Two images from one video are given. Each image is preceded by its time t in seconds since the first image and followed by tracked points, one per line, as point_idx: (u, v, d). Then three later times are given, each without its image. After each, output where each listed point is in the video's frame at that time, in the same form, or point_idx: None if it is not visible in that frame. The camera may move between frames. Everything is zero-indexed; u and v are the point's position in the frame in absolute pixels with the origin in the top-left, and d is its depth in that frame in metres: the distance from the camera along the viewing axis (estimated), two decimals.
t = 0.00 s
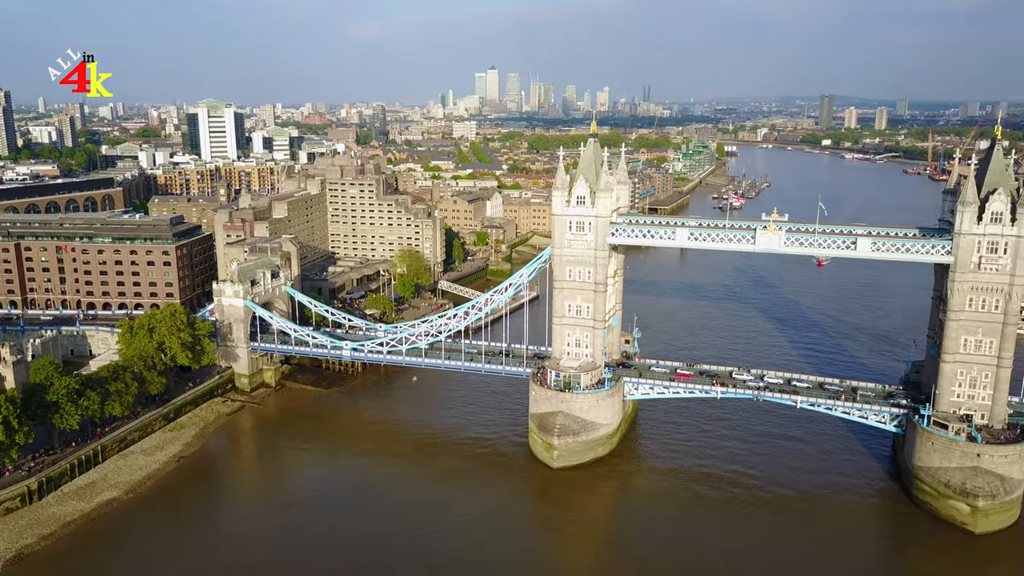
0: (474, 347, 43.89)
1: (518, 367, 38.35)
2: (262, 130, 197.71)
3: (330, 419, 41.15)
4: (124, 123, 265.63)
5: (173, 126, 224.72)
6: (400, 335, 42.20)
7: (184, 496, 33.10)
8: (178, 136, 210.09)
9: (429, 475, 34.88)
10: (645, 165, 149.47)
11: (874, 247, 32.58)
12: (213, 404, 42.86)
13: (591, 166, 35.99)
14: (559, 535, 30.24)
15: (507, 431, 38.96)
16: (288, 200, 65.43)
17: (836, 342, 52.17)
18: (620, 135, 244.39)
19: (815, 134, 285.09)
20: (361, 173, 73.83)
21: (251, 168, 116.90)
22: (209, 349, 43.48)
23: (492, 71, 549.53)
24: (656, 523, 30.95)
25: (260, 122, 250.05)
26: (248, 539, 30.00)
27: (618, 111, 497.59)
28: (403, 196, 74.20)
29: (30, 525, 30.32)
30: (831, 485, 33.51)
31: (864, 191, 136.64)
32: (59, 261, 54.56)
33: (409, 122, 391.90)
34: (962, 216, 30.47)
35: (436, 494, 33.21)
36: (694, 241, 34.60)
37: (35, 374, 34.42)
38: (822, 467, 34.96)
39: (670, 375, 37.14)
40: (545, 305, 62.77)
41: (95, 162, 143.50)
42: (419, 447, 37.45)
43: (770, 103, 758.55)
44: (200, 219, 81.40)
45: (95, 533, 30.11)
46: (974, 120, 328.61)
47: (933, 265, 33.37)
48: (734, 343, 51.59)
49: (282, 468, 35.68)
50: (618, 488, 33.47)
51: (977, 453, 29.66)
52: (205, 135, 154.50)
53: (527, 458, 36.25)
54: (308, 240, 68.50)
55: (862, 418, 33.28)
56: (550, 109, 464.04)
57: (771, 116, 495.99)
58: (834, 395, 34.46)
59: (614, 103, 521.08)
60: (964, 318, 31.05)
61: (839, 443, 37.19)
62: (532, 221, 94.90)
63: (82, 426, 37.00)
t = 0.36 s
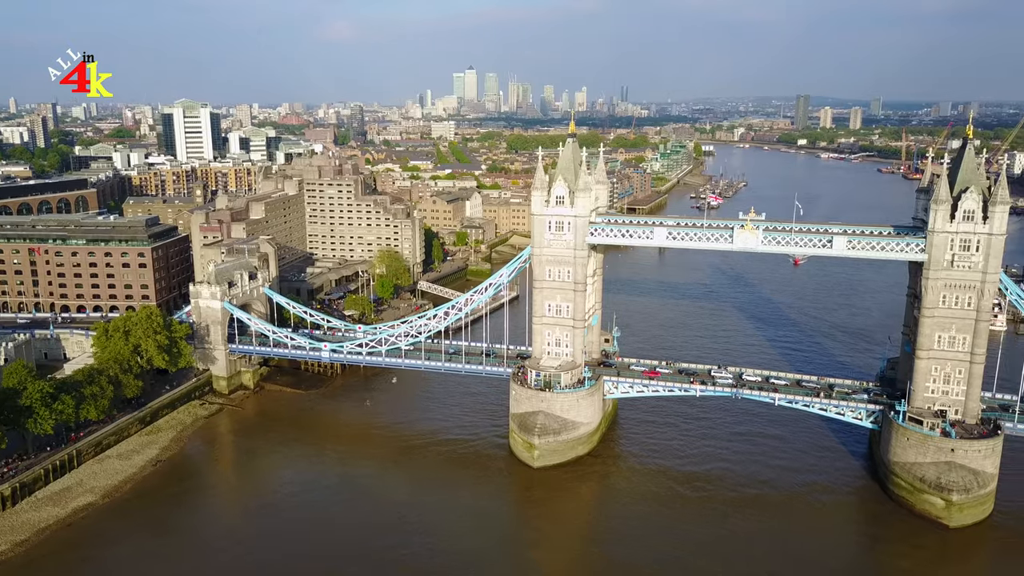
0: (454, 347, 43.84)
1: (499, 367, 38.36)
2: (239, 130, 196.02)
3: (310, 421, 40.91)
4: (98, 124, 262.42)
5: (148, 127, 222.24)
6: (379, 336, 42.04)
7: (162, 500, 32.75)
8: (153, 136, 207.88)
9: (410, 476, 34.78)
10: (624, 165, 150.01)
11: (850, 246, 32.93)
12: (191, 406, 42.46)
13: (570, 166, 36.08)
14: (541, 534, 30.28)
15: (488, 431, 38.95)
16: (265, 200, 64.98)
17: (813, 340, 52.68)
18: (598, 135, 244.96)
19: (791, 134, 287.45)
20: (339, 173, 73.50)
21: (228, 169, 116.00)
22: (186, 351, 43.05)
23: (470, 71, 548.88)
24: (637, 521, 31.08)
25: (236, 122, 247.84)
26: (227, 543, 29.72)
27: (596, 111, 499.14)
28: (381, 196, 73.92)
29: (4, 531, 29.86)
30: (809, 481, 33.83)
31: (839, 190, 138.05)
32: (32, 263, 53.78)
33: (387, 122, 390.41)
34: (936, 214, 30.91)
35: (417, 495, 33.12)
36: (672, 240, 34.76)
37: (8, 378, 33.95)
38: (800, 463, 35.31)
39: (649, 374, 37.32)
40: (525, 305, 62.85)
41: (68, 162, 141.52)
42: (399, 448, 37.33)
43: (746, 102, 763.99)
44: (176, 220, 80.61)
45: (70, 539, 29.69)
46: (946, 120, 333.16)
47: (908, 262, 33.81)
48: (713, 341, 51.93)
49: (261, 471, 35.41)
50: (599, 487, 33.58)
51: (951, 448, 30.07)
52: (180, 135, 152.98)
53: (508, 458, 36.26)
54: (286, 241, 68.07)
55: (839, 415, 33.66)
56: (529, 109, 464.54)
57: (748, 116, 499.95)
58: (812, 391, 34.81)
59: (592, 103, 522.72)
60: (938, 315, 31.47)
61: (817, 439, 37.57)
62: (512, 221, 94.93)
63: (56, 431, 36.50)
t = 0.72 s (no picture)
0: (431, 348, 43.75)
1: (477, 367, 38.35)
2: (212, 130, 194.03)
3: (286, 423, 40.63)
4: (68, 124, 258.37)
5: (119, 127, 219.14)
6: (356, 337, 41.84)
7: (136, 504, 32.36)
8: (125, 137, 205.25)
9: (388, 477, 34.62)
10: (600, 165, 150.45)
11: (824, 244, 33.30)
12: (165, 410, 41.98)
13: (547, 166, 36.12)
14: (520, 534, 30.32)
15: (466, 431, 38.92)
16: (239, 201, 64.42)
17: (788, 337, 53.22)
18: (573, 135, 245.35)
19: (765, 134, 289.72)
20: (314, 173, 73.04)
21: (202, 170, 114.88)
22: (160, 354, 42.55)
23: (446, 71, 547.87)
24: (616, 519, 31.21)
25: (209, 123, 245.27)
26: (204, 547, 29.43)
27: (572, 111, 500.07)
28: (358, 197, 73.55)
29: None
30: (785, 477, 34.12)
31: (813, 189, 139.50)
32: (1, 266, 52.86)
33: (362, 122, 388.30)
34: (907, 212, 31.34)
35: (395, 496, 33.01)
36: (649, 239, 34.93)
37: None
38: (776, 460, 35.67)
39: (626, 373, 37.48)
40: (503, 305, 62.89)
41: (37, 163, 139.20)
42: (377, 450, 37.17)
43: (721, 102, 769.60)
44: (149, 222, 79.65)
45: (42, 546, 29.24)
46: (916, 120, 337.76)
47: (880, 260, 34.27)
48: (690, 339, 52.28)
49: (237, 474, 35.11)
50: (578, 486, 33.69)
51: (923, 443, 30.52)
52: (152, 135, 151.07)
53: (486, 458, 36.25)
54: (261, 242, 67.52)
55: (814, 411, 34.03)
56: (505, 109, 464.43)
57: (722, 116, 503.69)
58: (787, 389, 35.16)
59: (568, 103, 523.82)
60: (910, 312, 31.91)
61: (792, 436, 37.97)
62: (489, 221, 94.86)
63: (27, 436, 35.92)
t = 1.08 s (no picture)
0: (409, 348, 43.60)
1: (454, 367, 38.28)
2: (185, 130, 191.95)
3: (262, 426, 40.30)
4: (37, 124, 254.23)
5: (90, 128, 215.98)
6: (332, 339, 41.58)
7: (110, 510, 31.93)
8: (96, 137, 202.40)
9: (366, 479, 34.47)
10: (576, 165, 150.83)
11: (798, 242, 33.61)
12: (138, 414, 41.46)
13: (523, 165, 36.13)
14: (498, 534, 30.31)
15: (445, 432, 38.83)
16: (213, 202, 63.80)
17: (763, 335, 53.70)
18: (549, 135, 245.59)
19: (739, 133, 291.94)
20: (289, 174, 72.54)
21: (175, 170, 113.64)
22: (133, 357, 42.02)
23: (422, 71, 546.26)
24: (594, 517, 31.31)
25: (182, 123, 242.51)
26: (179, 552, 29.11)
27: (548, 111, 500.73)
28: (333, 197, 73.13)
29: None
30: (761, 473, 34.42)
31: (786, 187, 140.89)
32: None
33: (337, 122, 386.06)
34: (879, 210, 31.74)
35: (373, 498, 32.85)
36: (625, 238, 35.06)
37: None
38: (753, 456, 35.97)
39: (604, 371, 37.61)
40: (480, 305, 62.84)
41: (6, 164, 136.85)
42: (355, 452, 36.97)
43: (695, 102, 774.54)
44: (121, 224, 78.64)
45: (13, 553, 28.76)
46: (887, 119, 342.12)
47: (852, 258, 34.67)
48: (667, 337, 52.57)
49: (213, 478, 34.75)
50: (556, 485, 33.75)
51: (896, 437, 30.93)
52: (124, 136, 149.12)
53: (464, 458, 36.20)
54: (236, 243, 66.93)
55: (789, 408, 34.37)
56: (481, 109, 464.18)
57: (696, 115, 507.11)
58: (763, 386, 35.46)
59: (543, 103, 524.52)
60: (882, 308, 32.31)
61: (769, 432, 38.32)
62: (466, 221, 94.72)
63: None
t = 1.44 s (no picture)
0: (386, 349, 43.41)
1: (432, 368, 38.19)
2: (158, 130, 189.77)
3: (237, 429, 39.92)
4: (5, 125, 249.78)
5: (59, 128, 212.66)
6: (309, 340, 41.30)
7: (82, 516, 31.44)
8: (66, 138, 199.45)
9: (343, 481, 34.27)
10: (553, 164, 151.08)
11: (772, 240, 33.90)
12: (111, 418, 40.90)
13: (500, 165, 36.12)
14: (477, 535, 30.28)
15: (422, 432, 38.73)
16: (186, 203, 63.11)
17: (739, 332, 54.12)
18: (525, 135, 245.69)
19: (713, 132, 293.88)
20: (264, 174, 72.00)
21: (147, 171, 112.37)
22: (105, 360, 41.45)
23: (397, 70, 544.28)
24: (572, 517, 31.37)
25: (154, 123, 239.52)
26: (154, 557, 28.77)
27: (524, 111, 500.98)
28: (309, 197, 72.64)
29: None
30: (738, 471, 34.71)
31: (761, 186, 142.08)
32: None
33: (312, 122, 383.48)
34: (851, 208, 32.12)
35: (351, 500, 32.68)
36: (602, 237, 35.18)
37: None
38: (729, 453, 36.26)
39: (582, 370, 37.71)
40: (458, 305, 62.77)
41: None
42: (332, 454, 36.77)
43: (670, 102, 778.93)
44: (92, 225, 77.55)
45: None
46: (859, 119, 346.23)
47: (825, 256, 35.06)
48: (644, 336, 52.82)
49: (188, 482, 34.39)
50: (535, 485, 33.80)
51: (869, 433, 31.31)
52: (95, 136, 147.04)
53: (442, 459, 36.13)
54: (210, 244, 66.26)
55: (765, 405, 34.69)
56: (457, 109, 463.56)
57: (671, 115, 510.02)
58: (739, 383, 35.75)
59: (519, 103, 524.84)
60: (855, 305, 32.70)
61: (744, 429, 38.64)
62: (443, 221, 94.51)
63: None
